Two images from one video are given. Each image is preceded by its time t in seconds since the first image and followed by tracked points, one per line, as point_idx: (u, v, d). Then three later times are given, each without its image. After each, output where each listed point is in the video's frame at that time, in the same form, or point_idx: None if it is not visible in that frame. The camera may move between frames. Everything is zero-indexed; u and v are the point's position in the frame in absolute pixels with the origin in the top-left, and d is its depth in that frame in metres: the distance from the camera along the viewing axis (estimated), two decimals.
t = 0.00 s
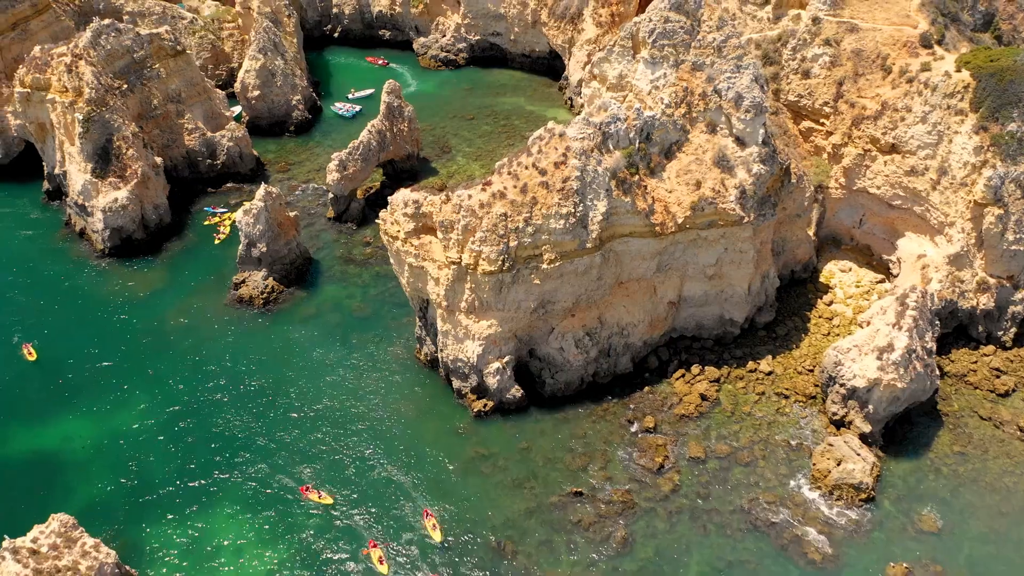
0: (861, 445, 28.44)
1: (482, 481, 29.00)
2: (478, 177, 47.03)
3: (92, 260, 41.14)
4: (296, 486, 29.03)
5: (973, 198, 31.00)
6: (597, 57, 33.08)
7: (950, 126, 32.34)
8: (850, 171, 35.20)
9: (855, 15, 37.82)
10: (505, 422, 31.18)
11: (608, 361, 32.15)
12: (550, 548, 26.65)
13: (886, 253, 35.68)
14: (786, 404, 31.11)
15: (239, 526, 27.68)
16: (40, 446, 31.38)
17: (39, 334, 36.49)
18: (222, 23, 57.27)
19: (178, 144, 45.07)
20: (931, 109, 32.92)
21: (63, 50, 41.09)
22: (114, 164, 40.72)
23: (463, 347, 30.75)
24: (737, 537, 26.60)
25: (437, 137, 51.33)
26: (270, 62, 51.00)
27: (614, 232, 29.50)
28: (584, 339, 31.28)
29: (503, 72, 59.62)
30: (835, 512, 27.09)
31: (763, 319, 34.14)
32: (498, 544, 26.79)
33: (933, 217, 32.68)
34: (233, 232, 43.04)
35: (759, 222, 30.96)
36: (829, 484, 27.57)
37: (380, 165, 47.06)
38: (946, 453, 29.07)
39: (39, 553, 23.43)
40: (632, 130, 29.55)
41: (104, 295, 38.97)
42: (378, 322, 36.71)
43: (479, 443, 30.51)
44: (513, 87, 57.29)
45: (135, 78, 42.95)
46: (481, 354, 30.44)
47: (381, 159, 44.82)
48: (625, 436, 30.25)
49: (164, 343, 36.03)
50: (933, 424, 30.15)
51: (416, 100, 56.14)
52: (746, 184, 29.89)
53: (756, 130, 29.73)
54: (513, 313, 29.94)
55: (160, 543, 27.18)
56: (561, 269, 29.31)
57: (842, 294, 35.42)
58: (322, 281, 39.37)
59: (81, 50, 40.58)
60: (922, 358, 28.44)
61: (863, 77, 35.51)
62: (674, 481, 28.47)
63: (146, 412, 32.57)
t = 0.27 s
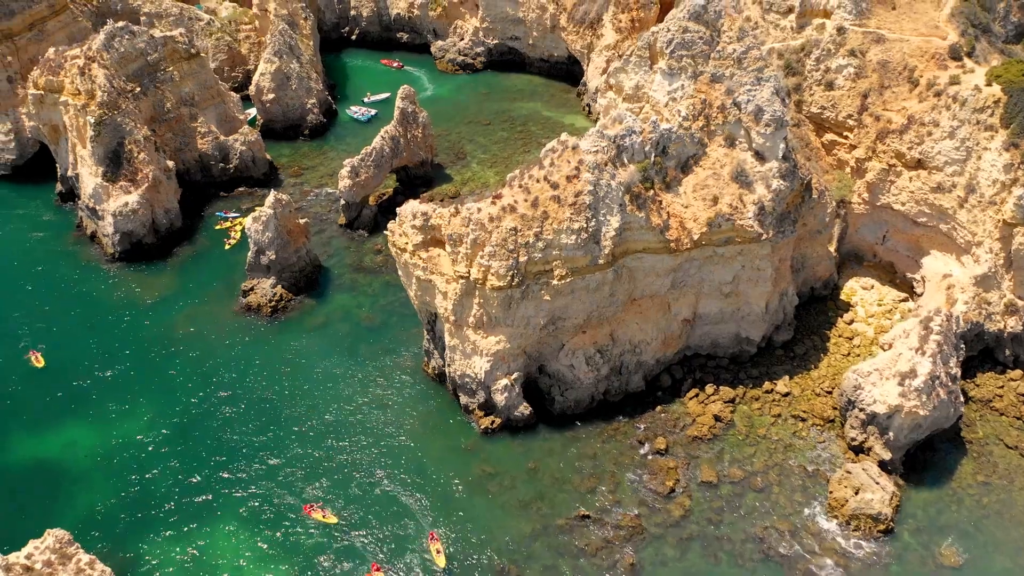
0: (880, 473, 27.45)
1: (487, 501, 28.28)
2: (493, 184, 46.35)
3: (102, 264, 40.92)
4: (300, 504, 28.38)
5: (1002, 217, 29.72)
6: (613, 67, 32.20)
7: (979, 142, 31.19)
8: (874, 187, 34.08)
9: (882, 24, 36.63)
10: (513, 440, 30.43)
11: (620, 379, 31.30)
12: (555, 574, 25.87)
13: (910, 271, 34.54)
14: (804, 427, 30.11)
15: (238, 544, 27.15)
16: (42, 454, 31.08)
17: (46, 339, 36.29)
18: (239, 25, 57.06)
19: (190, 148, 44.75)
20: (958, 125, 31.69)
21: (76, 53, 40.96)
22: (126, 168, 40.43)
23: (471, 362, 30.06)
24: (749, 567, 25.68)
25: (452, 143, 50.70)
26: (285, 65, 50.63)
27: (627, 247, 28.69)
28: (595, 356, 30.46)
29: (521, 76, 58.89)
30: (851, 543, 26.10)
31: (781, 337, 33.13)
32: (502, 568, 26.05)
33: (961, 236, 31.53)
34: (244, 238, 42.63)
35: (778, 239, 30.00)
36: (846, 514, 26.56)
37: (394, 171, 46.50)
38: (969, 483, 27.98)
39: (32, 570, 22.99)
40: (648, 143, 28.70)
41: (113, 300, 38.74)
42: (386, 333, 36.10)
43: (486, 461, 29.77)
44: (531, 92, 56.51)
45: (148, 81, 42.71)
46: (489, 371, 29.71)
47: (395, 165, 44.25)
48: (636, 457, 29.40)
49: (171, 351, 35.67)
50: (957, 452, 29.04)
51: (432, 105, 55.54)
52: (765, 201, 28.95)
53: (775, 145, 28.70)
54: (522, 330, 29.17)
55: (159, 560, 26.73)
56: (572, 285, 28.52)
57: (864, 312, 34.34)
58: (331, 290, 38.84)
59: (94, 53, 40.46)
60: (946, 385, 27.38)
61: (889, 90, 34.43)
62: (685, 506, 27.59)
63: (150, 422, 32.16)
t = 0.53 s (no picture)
0: (900, 504, 26.42)
1: (492, 524, 27.52)
2: (507, 192, 45.61)
3: (112, 269, 40.63)
4: (303, 523, 27.72)
5: None
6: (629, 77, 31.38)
7: (1010, 160, 30.02)
8: (898, 204, 32.91)
9: (910, 35, 35.55)
10: (521, 460, 29.65)
11: (632, 399, 30.44)
12: None
13: (935, 291, 33.37)
14: (821, 453, 29.08)
15: (238, 564, 26.54)
16: (45, 462, 30.76)
17: (53, 346, 36.05)
18: (256, 27, 56.78)
19: (203, 152, 44.39)
20: (989, 141, 30.55)
21: (89, 55, 40.57)
22: (137, 172, 40.10)
23: (479, 380, 29.33)
24: None
25: (468, 149, 50.00)
26: (300, 69, 50.18)
27: (641, 265, 27.84)
28: (606, 375, 29.60)
29: (539, 81, 58.08)
30: None
31: (800, 358, 32.11)
32: None
33: (989, 257, 30.21)
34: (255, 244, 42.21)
35: (798, 258, 29.02)
36: (864, 547, 25.54)
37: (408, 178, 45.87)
38: (994, 516, 26.85)
39: None
40: (663, 158, 27.80)
41: (121, 306, 38.45)
42: (395, 345, 35.46)
43: (492, 481, 29.01)
44: (549, 98, 55.69)
45: (161, 84, 42.34)
46: (497, 389, 28.95)
47: (408, 172, 43.63)
48: (646, 481, 28.53)
49: (177, 360, 35.28)
50: (981, 482, 27.91)
51: (449, 110, 54.90)
52: (784, 219, 27.97)
53: (797, 160, 27.76)
54: (531, 347, 28.38)
55: None
56: (584, 303, 27.71)
57: (886, 333, 33.24)
58: (341, 299, 38.28)
59: (107, 55, 40.08)
60: (971, 414, 26.32)
61: (916, 103, 33.32)
62: (696, 534, 26.68)
63: (154, 433, 31.71)
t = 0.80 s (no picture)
0: (922, 539, 25.36)
1: (497, 548, 26.71)
2: (522, 202, 44.78)
3: (122, 274, 40.29)
4: (307, 545, 27.05)
5: None
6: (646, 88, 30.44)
7: None
8: (925, 222, 31.78)
9: (939, 48, 34.38)
10: (529, 481, 28.83)
11: (644, 421, 29.53)
12: None
13: (962, 313, 32.16)
14: (840, 481, 28.01)
15: None
16: (49, 472, 30.48)
17: (60, 352, 35.76)
18: (273, 30, 56.40)
19: (216, 156, 43.98)
20: (1021, 160, 29.24)
21: (102, 59, 40.27)
22: (148, 177, 39.73)
23: (486, 399, 28.56)
24: None
25: (483, 156, 49.23)
26: (315, 73, 49.67)
27: (655, 284, 26.96)
28: (617, 397, 28.70)
29: (558, 87, 57.19)
30: None
31: (819, 380, 31.02)
32: None
33: (1019, 280, 28.95)
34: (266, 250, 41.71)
35: (819, 279, 27.96)
36: None
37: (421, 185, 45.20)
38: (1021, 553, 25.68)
39: None
40: (680, 174, 26.87)
41: (129, 311, 38.12)
42: (403, 358, 34.78)
43: (498, 502, 28.20)
44: (567, 104, 54.80)
45: (174, 88, 41.96)
46: (504, 409, 28.16)
47: (421, 180, 42.93)
48: (657, 507, 27.61)
49: (184, 369, 34.86)
50: (1008, 517, 26.75)
51: (465, 115, 54.16)
52: (805, 238, 26.91)
53: (819, 178, 26.74)
54: (540, 367, 27.55)
55: None
56: (595, 323, 26.84)
57: (910, 356, 32.08)
58: (350, 309, 37.66)
59: (120, 59, 39.76)
60: (999, 448, 25.21)
61: (945, 119, 32.11)
62: (708, 564, 25.75)
63: (158, 445, 31.26)
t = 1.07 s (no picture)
0: None
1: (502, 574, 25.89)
2: (537, 211, 43.90)
3: (131, 280, 39.92)
4: (308, 569, 26.33)
5: None
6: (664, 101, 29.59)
7: None
8: (953, 243, 30.58)
9: (972, 62, 32.78)
10: (536, 504, 27.98)
11: (656, 445, 28.60)
12: None
13: (990, 337, 30.92)
14: (860, 512, 26.93)
15: None
16: (52, 485, 30.13)
17: (67, 359, 35.45)
18: (290, 32, 55.96)
19: (228, 161, 43.53)
20: None
21: (115, 62, 39.94)
22: (158, 182, 39.32)
23: (494, 419, 27.77)
24: None
25: (499, 164, 48.43)
26: (331, 77, 49.12)
27: (670, 305, 26.03)
28: (629, 420, 27.78)
29: (576, 93, 56.27)
30: None
31: (839, 406, 29.93)
32: None
33: None
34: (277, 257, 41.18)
35: (841, 302, 26.82)
36: None
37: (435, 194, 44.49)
38: None
39: None
40: (697, 192, 25.91)
41: (137, 318, 37.75)
42: (412, 372, 34.07)
43: (504, 526, 27.37)
44: (586, 111, 53.85)
45: (187, 92, 41.54)
46: (512, 430, 27.34)
47: (434, 188, 42.17)
48: (668, 535, 26.68)
49: (190, 380, 34.38)
50: None
51: (482, 121, 53.38)
52: (827, 260, 25.77)
53: (843, 198, 25.45)
54: (549, 389, 26.70)
55: None
56: (607, 344, 25.96)
57: (935, 381, 30.91)
58: (359, 320, 37.01)
59: (133, 63, 39.40)
60: None
61: (977, 135, 30.81)
62: None
63: (162, 460, 30.75)
